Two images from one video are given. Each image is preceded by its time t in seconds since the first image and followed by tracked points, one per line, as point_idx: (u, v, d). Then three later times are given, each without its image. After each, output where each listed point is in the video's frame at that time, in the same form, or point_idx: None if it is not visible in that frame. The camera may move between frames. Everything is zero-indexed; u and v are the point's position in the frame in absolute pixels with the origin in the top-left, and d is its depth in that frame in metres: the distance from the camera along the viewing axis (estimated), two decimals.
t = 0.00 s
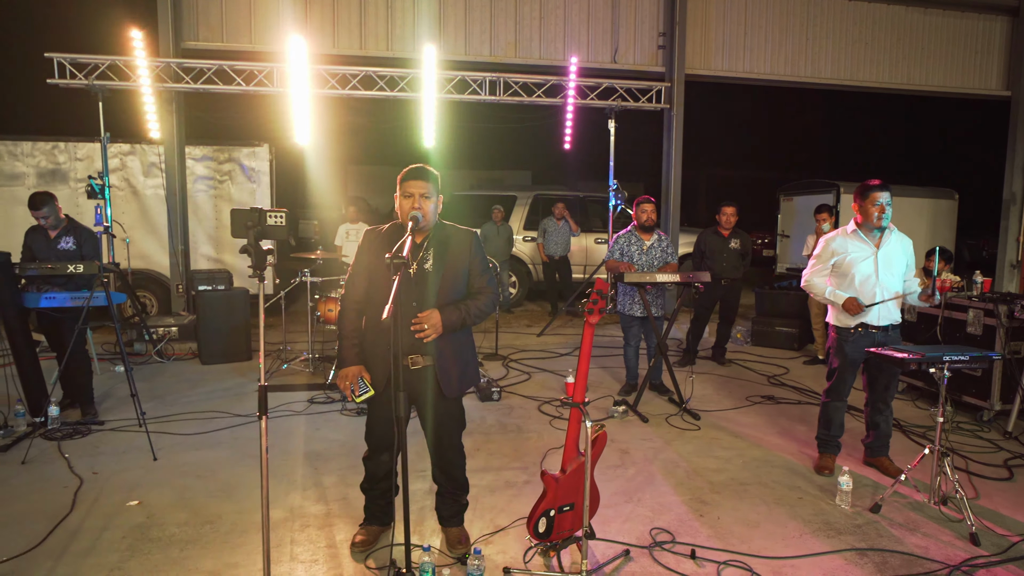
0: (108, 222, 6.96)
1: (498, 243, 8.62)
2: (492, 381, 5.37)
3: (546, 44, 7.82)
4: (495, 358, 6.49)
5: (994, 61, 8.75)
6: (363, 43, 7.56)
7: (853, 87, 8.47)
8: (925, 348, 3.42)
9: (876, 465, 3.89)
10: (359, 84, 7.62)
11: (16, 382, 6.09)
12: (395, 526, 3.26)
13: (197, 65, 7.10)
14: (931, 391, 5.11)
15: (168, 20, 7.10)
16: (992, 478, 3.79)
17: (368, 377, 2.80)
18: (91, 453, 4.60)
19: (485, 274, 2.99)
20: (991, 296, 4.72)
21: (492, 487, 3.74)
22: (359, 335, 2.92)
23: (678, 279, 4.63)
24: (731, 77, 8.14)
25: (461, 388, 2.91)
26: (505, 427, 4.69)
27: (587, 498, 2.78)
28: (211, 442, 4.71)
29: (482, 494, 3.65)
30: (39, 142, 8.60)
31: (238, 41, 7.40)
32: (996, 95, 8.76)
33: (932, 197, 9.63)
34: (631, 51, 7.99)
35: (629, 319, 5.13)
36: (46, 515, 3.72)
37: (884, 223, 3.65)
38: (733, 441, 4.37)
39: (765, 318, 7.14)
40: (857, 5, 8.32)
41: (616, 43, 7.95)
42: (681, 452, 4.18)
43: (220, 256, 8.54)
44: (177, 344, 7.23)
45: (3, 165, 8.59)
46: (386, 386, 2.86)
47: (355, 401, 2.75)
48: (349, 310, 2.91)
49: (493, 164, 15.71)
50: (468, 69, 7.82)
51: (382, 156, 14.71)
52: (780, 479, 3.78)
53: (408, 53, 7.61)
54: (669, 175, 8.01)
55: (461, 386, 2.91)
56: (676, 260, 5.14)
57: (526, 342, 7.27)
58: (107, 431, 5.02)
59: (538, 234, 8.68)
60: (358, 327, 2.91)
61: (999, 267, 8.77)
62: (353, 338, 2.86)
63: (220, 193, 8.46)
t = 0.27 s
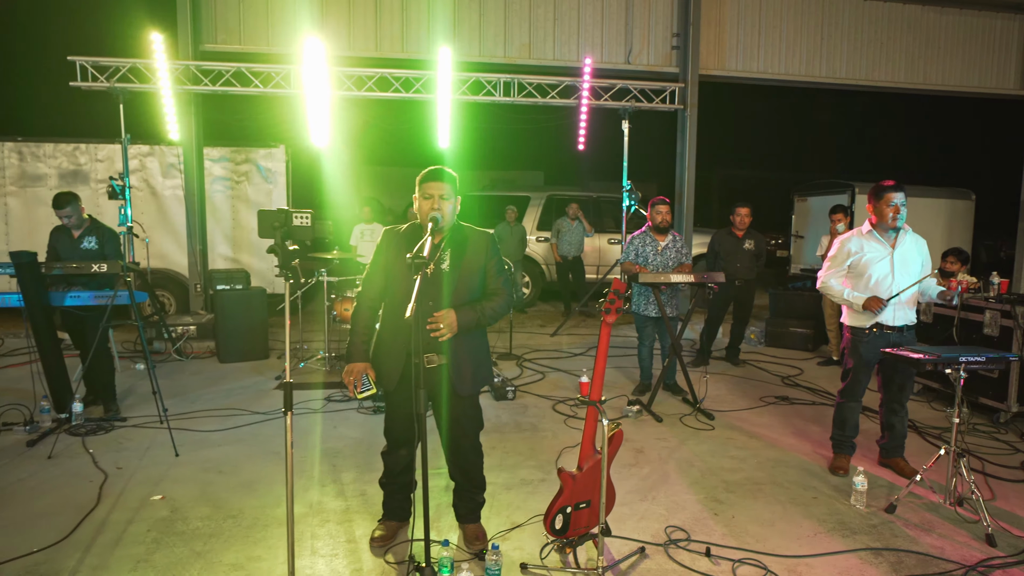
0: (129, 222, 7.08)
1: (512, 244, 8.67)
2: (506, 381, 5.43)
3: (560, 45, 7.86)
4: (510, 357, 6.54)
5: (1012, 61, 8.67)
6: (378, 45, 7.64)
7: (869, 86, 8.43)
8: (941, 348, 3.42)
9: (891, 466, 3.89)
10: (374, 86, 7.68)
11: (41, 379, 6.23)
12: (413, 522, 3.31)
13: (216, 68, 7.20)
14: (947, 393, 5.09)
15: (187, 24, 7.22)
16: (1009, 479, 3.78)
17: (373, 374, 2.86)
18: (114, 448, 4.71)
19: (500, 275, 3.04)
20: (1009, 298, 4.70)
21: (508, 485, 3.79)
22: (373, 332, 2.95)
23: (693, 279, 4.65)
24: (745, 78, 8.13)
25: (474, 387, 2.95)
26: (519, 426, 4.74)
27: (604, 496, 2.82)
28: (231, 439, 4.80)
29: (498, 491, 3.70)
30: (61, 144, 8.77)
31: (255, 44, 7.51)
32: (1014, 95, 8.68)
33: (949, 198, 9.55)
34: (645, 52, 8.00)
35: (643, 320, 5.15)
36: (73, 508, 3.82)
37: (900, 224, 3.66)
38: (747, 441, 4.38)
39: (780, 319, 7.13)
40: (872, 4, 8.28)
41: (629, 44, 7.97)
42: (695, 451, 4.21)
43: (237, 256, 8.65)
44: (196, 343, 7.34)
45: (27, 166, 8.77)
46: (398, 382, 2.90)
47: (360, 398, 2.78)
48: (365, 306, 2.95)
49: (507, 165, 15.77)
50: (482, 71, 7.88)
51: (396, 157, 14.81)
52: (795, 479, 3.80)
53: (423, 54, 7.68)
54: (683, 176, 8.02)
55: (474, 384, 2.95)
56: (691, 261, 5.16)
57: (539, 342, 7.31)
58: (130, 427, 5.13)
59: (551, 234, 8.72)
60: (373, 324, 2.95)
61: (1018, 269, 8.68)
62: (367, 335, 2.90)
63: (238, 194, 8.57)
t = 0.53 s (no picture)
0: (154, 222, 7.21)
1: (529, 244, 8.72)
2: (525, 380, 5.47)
3: (577, 47, 7.89)
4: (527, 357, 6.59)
5: None
6: (398, 46, 7.72)
7: (888, 86, 8.37)
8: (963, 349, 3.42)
9: (911, 467, 3.89)
10: (393, 87, 7.76)
11: (69, 375, 6.38)
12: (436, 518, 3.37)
13: (238, 70, 7.33)
14: (968, 394, 5.06)
15: (210, 28, 7.35)
16: None
17: (407, 373, 2.95)
18: (142, 443, 4.83)
19: (528, 273, 3.09)
20: None
21: (528, 482, 3.84)
22: (407, 331, 3.05)
23: (711, 280, 4.66)
24: (763, 78, 8.12)
25: (505, 384, 3.01)
26: (538, 425, 4.78)
27: (625, 493, 2.86)
28: (255, 436, 4.89)
29: (519, 489, 3.75)
30: (87, 145, 8.96)
31: (277, 47, 7.62)
32: None
33: (970, 198, 9.46)
34: (662, 53, 8.01)
35: (661, 320, 5.18)
36: (105, 501, 3.93)
37: (920, 226, 3.66)
38: (765, 441, 4.40)
39: (798, 320, 7.11)
40: (892, 3, 8.22)
41: (647, 45, 7.99)
42: (713, 451, 4.23)
43: (257, 255, 8.78)
44: (218, 341, 7.47)
45: (53, 168, 8.96)
46: (431, 381, 2.99)
47: (393, 396, 2.90)
48: (397, 307, 3.04)
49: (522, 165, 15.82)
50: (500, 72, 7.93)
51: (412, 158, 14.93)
52: (814, 479, 3.81)
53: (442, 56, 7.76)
54: (701, 176, 8.02)
55: (506, 381, 3.02)
56: (710, 261, 5.17)
57: (556, 342, 7.35)
58: (156, 423, 5.25)
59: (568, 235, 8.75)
60: (407, 323, 3.05)
61: None
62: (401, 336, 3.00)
63: (259, 194, 8.70)
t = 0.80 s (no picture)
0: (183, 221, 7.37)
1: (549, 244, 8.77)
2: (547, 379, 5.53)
3: (597, 47, 7.92)
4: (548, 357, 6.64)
5: None
6: (420, 48, 7.81)
7: (912, 86, 8.30)
8: (989, 351, 3.42)
9: (936, 469, 3.88)
10: (416, 89, 7.84)
11: (101, 371, 6.56)
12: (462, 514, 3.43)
13: (264, 73, 7.46)
14: (994, 396, 5.02)
15: (236, 31, 7.48)
16: None
17: (449, 369, 3.04)
18: (174, 438, 4.95)
19: (557, 272, 3.12)
20: None
21: (552, 479, 3.89)
22: (444, 331, 3.17)
23: (734, 280, 4.68)
24: (785, 78, 8.09)
25: (537, 382, 3.06)
26: (561, 424, 4.83)
27: (650, 490, 2.90)
28: (283, 431, 5.00)
29: (544, 486, 3.80)
30: (116, 147, 9.16)
31: (302, 49, 7.75)
32: None
33: (996, 198, 9.33)
34: (683, 53, 8.02)
35: (684, 320, 5.21)
36: (141, 493, 4.05)
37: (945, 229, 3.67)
38: (788, 441, 4.41)
39: (820, 321, 7.08)
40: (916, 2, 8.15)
41: (667, 45, 7.99)
42: (736, 451, 4.25)
43: (281, 255, 8.92)
44: (243, 339, 7.61)
45: (84, 169, 9.18)
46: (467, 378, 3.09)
47: (439, 391, 2.97)
48: (434, 307, 3.17)
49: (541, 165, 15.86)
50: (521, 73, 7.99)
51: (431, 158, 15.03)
52: (838, 480, 3.82)
53: (463, 57, 7.84)
54: (722, 177, 8.01)
55: (538, 380, 3.07)
56: (733, 262, 5.19)
57: (576, 341, 7.38)
58: (186, 419, 5.39)
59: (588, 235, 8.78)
60: (443, 322, 3.17)
61: None
62: (437, 335, 3.12)
63: (283, 195, 8.84)
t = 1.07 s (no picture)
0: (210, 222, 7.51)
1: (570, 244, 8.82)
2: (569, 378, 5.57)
3: (618, 47, 7.95)
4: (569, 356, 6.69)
5: None
6: (442, 50, 7.90)
7: (937, 85, 8.22)
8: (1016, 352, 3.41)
9: (962, 471, 3.87)
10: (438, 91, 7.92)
11: (133, 368, 6.73)
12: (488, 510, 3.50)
13: (289, 75, 7.58)
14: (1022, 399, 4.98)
15: (263, 35, 7.62)
16: None
17: (468, 364, 3.13)
18: (205, 434, 5.08)
19: (580, 274, 3.16)
20: None
21: (576, 477, 3.94)
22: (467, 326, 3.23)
23: (757, 280, 4.69)
24: (807, 78, 8.05)
25: (553, 382, 3.11)
26: (583, 422, 4.88)
27: (675, 488, 2.94)
28: (310, 428, 5.11)
29: (568, 483, 3.86)
30: (145, 149, 9.36)
31: (326, 52, 7.87)
32: None
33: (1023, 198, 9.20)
34: (704, 53, 8.01)
35: (705, 320, 5.23)
36: (175, 486, 4.17)
37: (972, 229, 3.66)
38: (812, 442, 4.41)
39: (842, 322, 7.06)
40: None
41: (689, 45, 8.00)
42: (759, 451, 4.26)
43: (304, 255, 9.05)
44: (268, 337, 7.75)
45: (113, 170, 9.40)
46: (485, 373, 3.14)
47: (456, 384, 3.08)
48: (459, 303, 3.23)
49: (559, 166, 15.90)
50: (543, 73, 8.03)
51: (450, 159, 15.14)
52: (862, 480, 3.83)
53: (485, 58, 7.91)
54: (743, 177, 8.00)
55: (555, 379, 3.11)
56: (757, 262, 5.19)
57: (597, 341, 7.42)
58: (216, 415, 5.52)
59: (608, 235, 8.80)
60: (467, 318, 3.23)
61: None
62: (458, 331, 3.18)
63: (307, 195, 8.97)
